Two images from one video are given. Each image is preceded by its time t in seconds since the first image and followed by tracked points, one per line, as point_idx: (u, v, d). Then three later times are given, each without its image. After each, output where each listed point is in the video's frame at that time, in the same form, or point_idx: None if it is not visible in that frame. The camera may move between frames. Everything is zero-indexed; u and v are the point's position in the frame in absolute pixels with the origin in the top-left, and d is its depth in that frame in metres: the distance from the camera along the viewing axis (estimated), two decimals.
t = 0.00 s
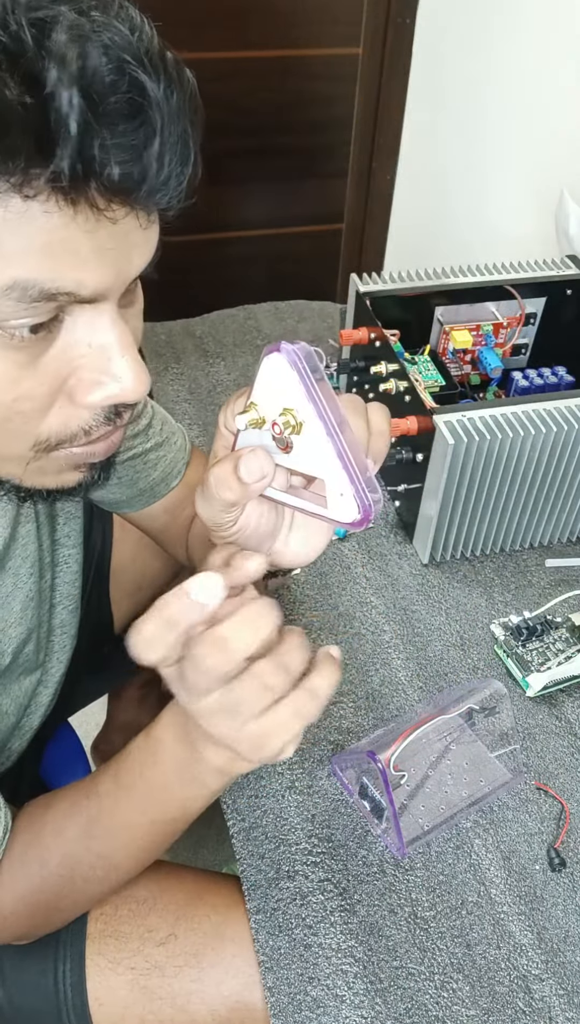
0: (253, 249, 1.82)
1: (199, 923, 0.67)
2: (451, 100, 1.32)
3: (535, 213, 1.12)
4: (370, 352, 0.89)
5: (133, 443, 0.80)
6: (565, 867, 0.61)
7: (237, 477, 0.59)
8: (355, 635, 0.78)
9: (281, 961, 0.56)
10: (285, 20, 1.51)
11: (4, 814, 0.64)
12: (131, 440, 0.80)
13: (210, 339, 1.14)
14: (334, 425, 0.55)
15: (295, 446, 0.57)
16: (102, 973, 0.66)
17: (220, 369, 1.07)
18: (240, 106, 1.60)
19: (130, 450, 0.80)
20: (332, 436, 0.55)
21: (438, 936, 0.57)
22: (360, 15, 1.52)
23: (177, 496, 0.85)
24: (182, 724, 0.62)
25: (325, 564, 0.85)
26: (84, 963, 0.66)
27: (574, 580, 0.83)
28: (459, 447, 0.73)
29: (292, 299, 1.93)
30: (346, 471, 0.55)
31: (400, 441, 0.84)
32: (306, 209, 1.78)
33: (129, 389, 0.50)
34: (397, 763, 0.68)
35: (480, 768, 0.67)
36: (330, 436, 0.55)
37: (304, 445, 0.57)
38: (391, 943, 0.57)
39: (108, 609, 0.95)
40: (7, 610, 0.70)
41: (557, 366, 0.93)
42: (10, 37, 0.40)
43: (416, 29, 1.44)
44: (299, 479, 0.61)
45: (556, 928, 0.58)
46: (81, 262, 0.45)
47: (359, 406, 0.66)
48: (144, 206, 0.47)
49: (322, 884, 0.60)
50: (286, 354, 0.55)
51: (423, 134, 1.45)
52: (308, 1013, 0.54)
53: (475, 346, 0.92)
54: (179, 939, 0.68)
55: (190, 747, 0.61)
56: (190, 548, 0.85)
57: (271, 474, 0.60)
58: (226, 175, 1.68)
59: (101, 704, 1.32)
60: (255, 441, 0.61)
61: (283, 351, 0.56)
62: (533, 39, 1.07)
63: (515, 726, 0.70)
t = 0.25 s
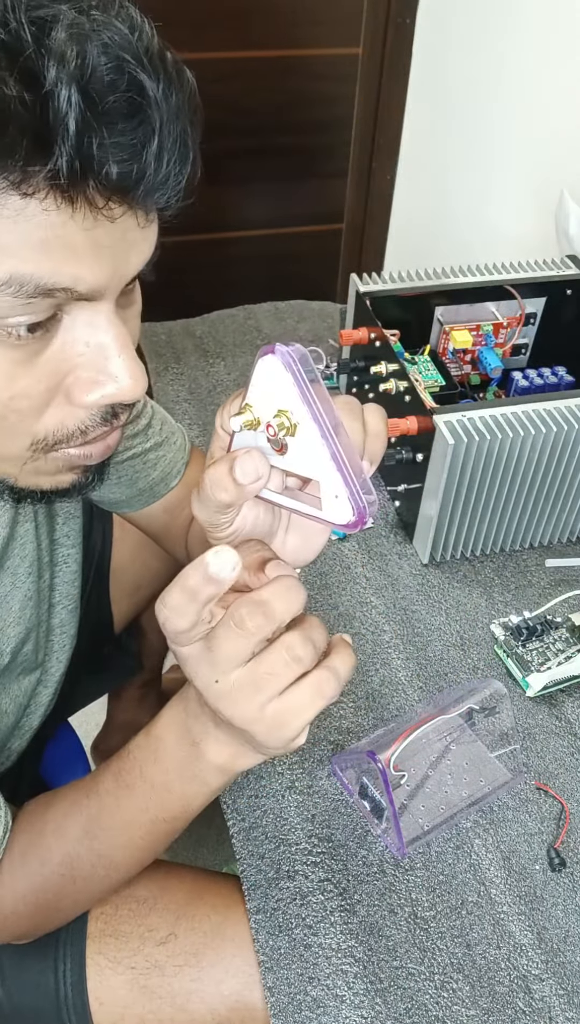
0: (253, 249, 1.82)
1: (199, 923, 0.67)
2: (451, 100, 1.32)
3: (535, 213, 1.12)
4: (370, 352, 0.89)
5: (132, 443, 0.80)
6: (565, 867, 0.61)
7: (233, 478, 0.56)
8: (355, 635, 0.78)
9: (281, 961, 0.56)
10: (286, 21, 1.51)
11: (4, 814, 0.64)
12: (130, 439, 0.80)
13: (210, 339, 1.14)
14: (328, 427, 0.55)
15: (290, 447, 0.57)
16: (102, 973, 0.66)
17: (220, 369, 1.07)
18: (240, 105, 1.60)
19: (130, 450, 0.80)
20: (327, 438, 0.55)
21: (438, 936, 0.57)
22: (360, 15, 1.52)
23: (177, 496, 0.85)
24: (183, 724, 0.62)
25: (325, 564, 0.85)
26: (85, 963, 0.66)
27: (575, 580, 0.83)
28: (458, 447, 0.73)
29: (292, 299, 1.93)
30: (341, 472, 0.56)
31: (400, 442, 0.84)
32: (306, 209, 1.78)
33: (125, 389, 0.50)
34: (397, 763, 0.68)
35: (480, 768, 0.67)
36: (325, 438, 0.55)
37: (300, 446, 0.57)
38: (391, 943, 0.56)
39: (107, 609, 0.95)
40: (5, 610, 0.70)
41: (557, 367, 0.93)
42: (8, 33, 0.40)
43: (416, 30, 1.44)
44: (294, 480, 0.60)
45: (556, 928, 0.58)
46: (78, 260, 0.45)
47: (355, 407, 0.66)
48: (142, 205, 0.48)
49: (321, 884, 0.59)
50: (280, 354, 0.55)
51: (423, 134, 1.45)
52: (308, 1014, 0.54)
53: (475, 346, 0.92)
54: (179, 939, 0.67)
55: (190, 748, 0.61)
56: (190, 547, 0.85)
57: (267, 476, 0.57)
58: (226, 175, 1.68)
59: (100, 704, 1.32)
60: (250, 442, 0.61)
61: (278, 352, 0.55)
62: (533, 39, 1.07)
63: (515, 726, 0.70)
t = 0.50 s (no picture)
0: (253, 249, 1.82)
1: (199, 923, 0.67)
2: (451, 100, 1.32)
3: (535, 212, 1.12)
4: (370, 352, 0.89)
5: (132, 443, 0.81)
6: (565, 867, 0.61)
7: (231, 478, 0.56)
8: (355, 635, 0.78)
9: (281, 961, 0.56)
10: (286, 21, 1.51)
11: (6, 814, 0.63)
12: (130, 439, 0.81)
13: (210, 339, 1.14)
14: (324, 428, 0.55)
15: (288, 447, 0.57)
16: (102, 973, 0.66)
17: (220, 369, 1.07)
18: (241, 105, 1.60)
19: (130, 450, 0.80)
20: (323, 439, 0.55)
21: (438, 936, 0.57)
22: (360, 15, 1.52)
23: (177, 496, 0.85)
24: (183, 724, 0.62)
25: (325, 564, 0.85)
26: (85, 963, 0.66)
27: (574, 580, 0.83)
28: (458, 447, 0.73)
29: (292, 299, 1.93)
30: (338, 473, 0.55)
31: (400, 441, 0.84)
32: (306, 209, 1.78)
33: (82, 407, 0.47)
34: (397, 763, 0.68)
35: (480, 767, 0.67)
36: (321, 439, 0.55)
37: (297, 446, 0.57)
38: (391, 943, 0.57)
39: (108, 609, 0.95)
40: (5, 610, 0.71)
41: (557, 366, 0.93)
42: None
43: (417, 31, 1.44)
44: (292, 480, 0.60)
45: (556, 928, 0.58)
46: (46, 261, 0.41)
47: (354, 407, 0.66)
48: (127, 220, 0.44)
49: (322, 884, 0.60)
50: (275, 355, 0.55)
51: (423, 134, 1.45)
52: (308, 1014, 0.54)
53: (475, 346, 0.92)
54: (179, 939, 0.67)
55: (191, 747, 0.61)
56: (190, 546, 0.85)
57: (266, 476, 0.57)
58: (226, 175, 1.68)
59: (101, 704, 1.32)
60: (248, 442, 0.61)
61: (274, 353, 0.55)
62: (533, 39, 1.07)
63: (515, 726, 0.70)
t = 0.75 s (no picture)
0: (253, 249, 1.82)
1: (198, 924, 0.67)
2: (450, 100, 1.32)
3: (535, 212, 1.12)
4: (370, 352, 0.89)
5: (131, 443, 0.81)
6: (565, 867, 0.61)
7: (231, 477, 0.60)
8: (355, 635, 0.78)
9: (281, 961, 0.56)
10: (286, 20, 1.51)
11: (5, 819, 0.63)
12: (129, 439, 0.81)
13: (211, 339, 1.14)
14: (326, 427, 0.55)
15: (290, 446, 0.57)
16: (102, 973, 0.66)
17: (220, 369, 1.07)
18: (240, 106, 1.59)
19: (128, 450, 0.81)
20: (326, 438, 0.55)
21: (438, 936, 0.57)
22: (360, 15, 1.52)
23: (177, 496, 0.85)
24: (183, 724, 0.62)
25: (325, 564, 0.85)
26: (84, 963, 0.66)
27: (575, 580, 0.83)
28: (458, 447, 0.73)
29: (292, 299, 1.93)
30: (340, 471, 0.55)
31: (400, 442, 0.84)
32: (306, 209, 1.78)
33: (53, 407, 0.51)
34: (398, 763, 0.69)
35: (480, 767, 0.67)
36: (324, 438, 0.55)
37: (299, 445, 0.57)
38: (391, 943, 0.56)
39: (107, 609, 0.95)
40: (4, 610, 0.71)
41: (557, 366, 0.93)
42: None
43: (416, 31, 1.44)
44: (293, 480, 0.61)
45: (556, 928, 0.58)
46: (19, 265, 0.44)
47: (354, 407, 0.67)
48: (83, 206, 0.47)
49: (322, 884, 0.59)
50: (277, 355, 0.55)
51: (423, 134, 1.45)
52: (308, 1013, 0.53)
53: (475, 346, 0.91)
54: (179, 939, 0.67)
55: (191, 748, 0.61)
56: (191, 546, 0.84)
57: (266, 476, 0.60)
58: (226, 175, 1.68)
59: (100, 704, 1.32)
60: (249, 439, 0.62)
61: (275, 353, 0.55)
62: (533, 40, 1.07)
63: (515, 726, 0.70)
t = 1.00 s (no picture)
0: (253, 249, 1.82)
1: (198, 923, 0.67)
2: (451, 100, 1.32)
3: (535, 212, 1.12)
4: (370, 352, 0.89)
5: (131, 444, 0.81)
6: (565, 867, 0.61)
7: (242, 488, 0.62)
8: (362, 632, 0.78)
9: (281, 961, 0.56)
10: (286, 20, 1.51)
11: None
12: (130, 440, 0.81)
13: (211, 339, 1.14)
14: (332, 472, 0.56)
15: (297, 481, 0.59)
16: (101, 973, 0.66)
17: (220, 369, 1.07)
18: (240, 105, 1.59)
19: (129, 450, 0.81)
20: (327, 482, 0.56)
21: (438, 936, 0.57)
22: (360, 15, 1.52)
23: (177, 496, 0.85)
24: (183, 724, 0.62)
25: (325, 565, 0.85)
26: (84, 963, 0.66)
27: (575, 580, 0.83)
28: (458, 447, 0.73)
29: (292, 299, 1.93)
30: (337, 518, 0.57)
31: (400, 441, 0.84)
32: (306, 209, 1.78)
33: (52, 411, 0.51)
34: (398, 765, 0.70)
35: (480, 767, 0.67)
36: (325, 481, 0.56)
37: (303, 482, 0.58)
38: (391, 943, 0.56)
39: (107, 609, 0.95)
40: (4, 610, 0.71)
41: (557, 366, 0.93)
42: None
43: (417, 31, 1.44)
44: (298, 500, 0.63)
45: (556, 928, 0.58)
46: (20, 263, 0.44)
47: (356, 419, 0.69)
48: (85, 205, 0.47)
49: (322, 884, 0.59)
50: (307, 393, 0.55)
51: (423, 133, 1.45)
52: (308, 1014, 0.53)
53: (475, 346, 0.91)
54: (178, 939, 0.67)
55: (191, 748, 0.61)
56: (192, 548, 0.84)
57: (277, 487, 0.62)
58: (226, 174, 1.68)
59: (100, 704, 1.32)
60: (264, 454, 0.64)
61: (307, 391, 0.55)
62: (533, 40, 1.07)
63: (515, 726, 0.70)
